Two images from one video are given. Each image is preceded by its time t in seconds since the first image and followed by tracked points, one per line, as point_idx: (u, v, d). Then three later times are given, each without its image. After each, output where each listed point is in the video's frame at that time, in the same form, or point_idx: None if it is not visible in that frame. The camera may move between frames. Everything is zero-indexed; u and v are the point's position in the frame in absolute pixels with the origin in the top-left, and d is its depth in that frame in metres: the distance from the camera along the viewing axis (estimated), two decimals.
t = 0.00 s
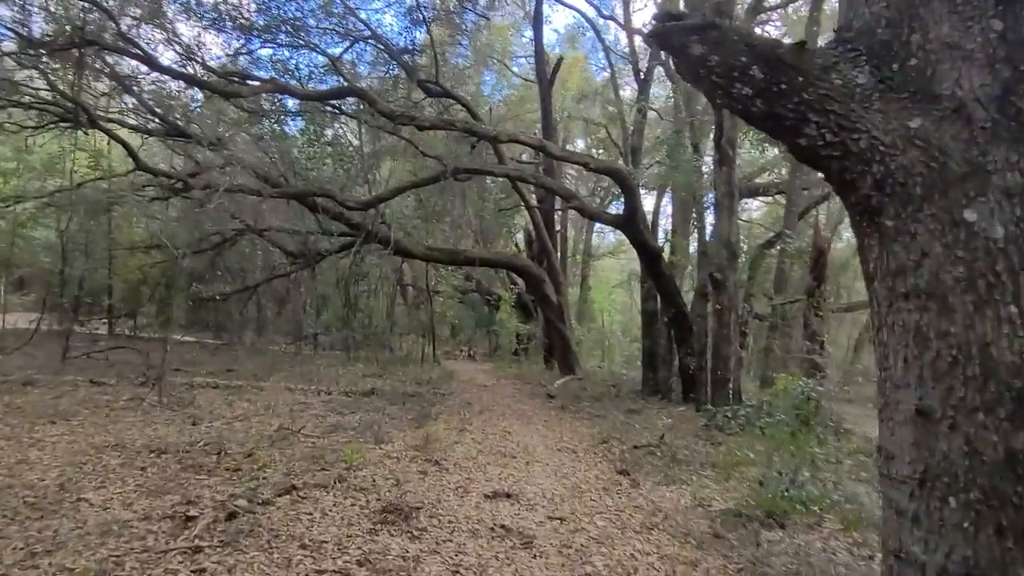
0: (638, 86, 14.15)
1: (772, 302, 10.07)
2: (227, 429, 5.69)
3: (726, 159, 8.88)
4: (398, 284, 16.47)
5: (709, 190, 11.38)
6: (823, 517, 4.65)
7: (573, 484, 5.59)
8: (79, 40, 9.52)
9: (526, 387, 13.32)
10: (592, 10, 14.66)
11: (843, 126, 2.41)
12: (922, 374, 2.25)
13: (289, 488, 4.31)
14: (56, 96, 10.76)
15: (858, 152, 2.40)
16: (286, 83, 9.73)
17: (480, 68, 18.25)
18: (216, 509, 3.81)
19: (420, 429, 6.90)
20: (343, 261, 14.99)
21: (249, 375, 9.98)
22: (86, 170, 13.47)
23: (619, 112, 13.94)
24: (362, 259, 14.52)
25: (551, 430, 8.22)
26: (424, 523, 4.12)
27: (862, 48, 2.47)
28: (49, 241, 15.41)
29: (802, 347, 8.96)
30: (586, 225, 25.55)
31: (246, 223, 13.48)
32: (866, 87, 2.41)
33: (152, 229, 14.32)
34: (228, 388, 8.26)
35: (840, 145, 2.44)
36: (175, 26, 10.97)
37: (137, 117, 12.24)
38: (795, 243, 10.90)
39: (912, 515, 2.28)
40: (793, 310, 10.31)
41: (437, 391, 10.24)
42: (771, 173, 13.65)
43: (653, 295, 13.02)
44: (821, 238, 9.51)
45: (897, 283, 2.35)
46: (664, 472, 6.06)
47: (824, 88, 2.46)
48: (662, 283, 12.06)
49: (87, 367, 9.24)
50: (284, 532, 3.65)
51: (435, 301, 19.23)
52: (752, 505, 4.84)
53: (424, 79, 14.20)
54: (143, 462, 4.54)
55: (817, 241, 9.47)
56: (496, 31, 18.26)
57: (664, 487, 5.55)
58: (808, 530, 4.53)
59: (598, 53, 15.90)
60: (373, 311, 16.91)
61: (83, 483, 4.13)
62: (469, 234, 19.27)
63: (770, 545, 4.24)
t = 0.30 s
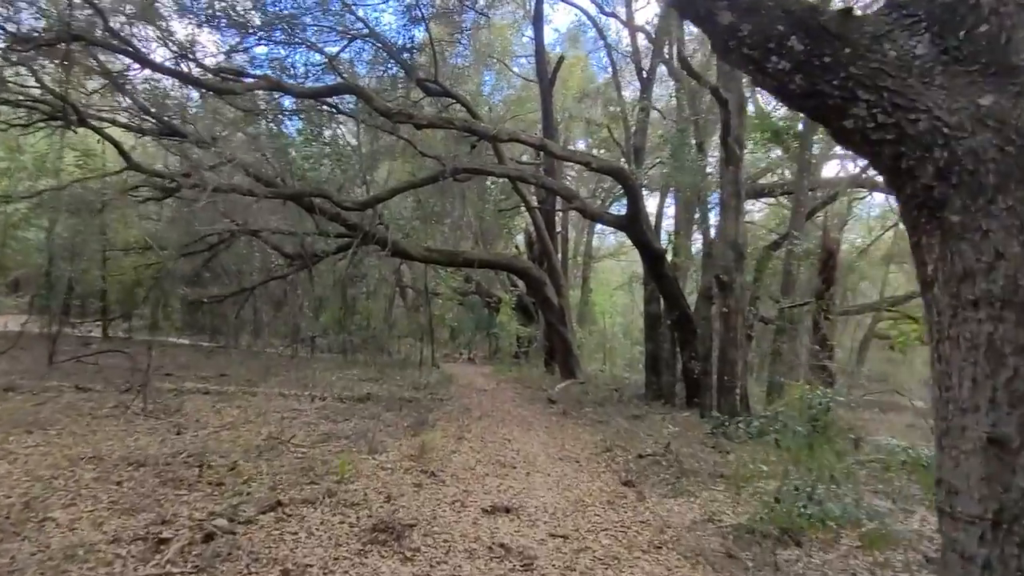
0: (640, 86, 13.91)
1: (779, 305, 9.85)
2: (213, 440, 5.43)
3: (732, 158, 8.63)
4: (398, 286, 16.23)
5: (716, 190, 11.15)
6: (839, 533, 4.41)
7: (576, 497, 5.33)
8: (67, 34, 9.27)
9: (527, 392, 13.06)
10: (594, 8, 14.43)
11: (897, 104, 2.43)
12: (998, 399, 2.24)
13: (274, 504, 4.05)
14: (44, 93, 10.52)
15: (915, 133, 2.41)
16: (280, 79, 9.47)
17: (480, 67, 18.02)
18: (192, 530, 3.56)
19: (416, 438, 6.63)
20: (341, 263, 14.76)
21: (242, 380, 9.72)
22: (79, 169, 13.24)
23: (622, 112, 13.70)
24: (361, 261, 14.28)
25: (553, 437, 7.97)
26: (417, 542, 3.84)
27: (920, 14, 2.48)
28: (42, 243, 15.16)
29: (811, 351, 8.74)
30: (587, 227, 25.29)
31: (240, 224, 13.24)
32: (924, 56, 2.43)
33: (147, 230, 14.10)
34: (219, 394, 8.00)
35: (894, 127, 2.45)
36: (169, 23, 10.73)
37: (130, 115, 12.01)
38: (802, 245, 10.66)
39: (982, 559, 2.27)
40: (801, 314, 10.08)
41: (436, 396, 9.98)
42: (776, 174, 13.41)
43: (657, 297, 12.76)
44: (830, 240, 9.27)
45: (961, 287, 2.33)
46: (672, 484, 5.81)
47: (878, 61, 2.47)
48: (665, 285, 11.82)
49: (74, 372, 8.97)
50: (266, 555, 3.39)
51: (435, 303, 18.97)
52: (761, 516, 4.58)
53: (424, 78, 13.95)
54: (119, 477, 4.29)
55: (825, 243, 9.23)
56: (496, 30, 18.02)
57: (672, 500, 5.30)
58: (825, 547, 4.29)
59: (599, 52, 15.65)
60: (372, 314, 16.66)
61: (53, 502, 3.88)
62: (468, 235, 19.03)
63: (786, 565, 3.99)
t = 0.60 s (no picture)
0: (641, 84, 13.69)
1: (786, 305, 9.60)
2: (200, 446, 5.18)
3: (738, 154, 8.38)
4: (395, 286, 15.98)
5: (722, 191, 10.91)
6: (860, 543, 4.18)
7: (581, 505, 5.09)
8: (53, 26, 9.04)
9: (527, 394, 12.83)
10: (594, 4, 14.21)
11: (981, 57, 2.06)
12: None
13: (261, 515, 3.81)
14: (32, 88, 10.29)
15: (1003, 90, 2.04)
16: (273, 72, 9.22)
17: (478, 65, 17.80)
18: (171, 545, 3.32)
19: (413, 443, 6.39)
20: (338, 262, 14.50)
21: (235, 382, 9.47)
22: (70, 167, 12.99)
23: (623, 109, 13.47)
24: (357, 261, 14.04)
25: (555, 441, 7.73)
26: (415, 556, 3.59)
27: None
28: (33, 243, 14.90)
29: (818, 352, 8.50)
30: (586, 228, 25.06)
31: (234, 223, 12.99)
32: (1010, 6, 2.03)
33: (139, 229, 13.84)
34: (210, 397, 7.76)
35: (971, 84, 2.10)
36: (161, 18, 10.49)
37: (121, 112, 11.78)
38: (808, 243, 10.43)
39: None
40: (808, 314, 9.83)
41: (434, 399, 9.74)
42: (779, 173, 13.19)
43: (659, 297, 12.53)
44: (838, 238, 9.02)
45: None
46: (680, 492, 5.58)
47: (957, 5, 2.08)
48: (667, 285, 11.58)
49: (61, 374, 8.73)
50: (250, 573, 3.16)
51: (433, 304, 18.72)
52: (774, 523, 4.36)
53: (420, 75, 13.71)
54: (98, 486, 4.05)
55: (832, 241, 8.99)
56: (494, 27, 17.80)
57: (682, 508, 5.06)
58: (845, 559, 4.06)
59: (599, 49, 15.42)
60: (369, 315, 16.41)
61: (24, 514, 3.64)
62: (467, 235, 18.79)
63: None
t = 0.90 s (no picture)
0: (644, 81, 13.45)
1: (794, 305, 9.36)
2: (185, 453, 4.95)
3: (745, 149, 8.13)
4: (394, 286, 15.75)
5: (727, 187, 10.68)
6: (881, 556, 3.97)
7: (586, 514, 4.85)
8: (41, 18, 8.81)
9: (529, 395, 12.60)
10: None
11: None
12: None
13: (245, 528, 3.58)
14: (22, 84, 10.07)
15: None
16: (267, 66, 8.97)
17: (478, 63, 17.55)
18: (144, 565, 3.11)
19: (410, 447, 6.16)
20: (336, 262, 14.27)
21: (229, 384, 9.23)
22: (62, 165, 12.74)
23: (625, 105, 13.23)
24: (356, 260, 13.81)
25: (557, 445, 7.49)
26: (410, 572, 3.35)
27: None
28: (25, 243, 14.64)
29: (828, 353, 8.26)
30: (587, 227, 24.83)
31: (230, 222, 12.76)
32: None
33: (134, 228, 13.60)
34: (201, 400, 7.52)
35: None
36: (156, 13, 10.25)
37: (114, 109, 11.54)
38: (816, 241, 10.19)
39: None
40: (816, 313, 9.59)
41: (434, 401, 9.50)
42: (784, 170, 12.95)
43: (662, 296, 12.29)
44: (848, 235, 8.78)
45: None
46: (688, 499, 5.34)
47: None
48: (672, 284, 11.35)
49: (50, 377, 8.48)
50: None
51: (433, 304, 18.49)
52: (791, 535, 4.12)
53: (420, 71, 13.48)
54: (73, 498, 3.84)
55: (841, 239, 8.75)
56: (494, 24, 17.55)
57: (692, 518, 4.82)
58: (867, 573, 3.83)
59: (601, 45, 15.16)
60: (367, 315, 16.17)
61: None
62: (467, 234, 18.55)
63: None
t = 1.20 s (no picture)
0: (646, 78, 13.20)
1: (801, 304, 9.10)
2: (167, 458, 4.73)
3: (751, 144, 7.89)
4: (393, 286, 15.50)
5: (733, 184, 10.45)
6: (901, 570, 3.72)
7: (587, 523, 4.61)
8: (27, 9, 8.58)
9: (529, 396, 12.34)
10: None
11: None
12: None
13: (220, 540, 3.40)
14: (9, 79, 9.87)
15: None
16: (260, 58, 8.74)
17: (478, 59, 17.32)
18: None
19: (404, 451, 5.93)
20: (333, 261, 14.04)
21: (221, 385, 9.00)
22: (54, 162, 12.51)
23: (627, 101, 12.97)
24: (353, 259, 13.58)
25: (558, 449, 7.25)
26: None
27: None
28: (18, 241, 14.40)
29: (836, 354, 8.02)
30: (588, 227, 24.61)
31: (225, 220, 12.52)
32: None
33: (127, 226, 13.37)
34: (190, 402, 7.28)
35: None
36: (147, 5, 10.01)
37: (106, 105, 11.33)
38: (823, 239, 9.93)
39: None
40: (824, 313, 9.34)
41: (431, 403, 9.26)
42: (789, 167, 12.70)
43: (665, 296, 12.04)
44: (857, 233, 8.52)
45: None
46: (695, 506, 5.09)
47: None
48: (675, 283, 11.11)
49: (36, 378, 8.25)
50: None
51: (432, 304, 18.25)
52: (805, 547, 3.88)
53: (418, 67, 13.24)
54: (38, 509, 3.67)
55: (850, 236, 8.50)
56: (494, 20, 17.34)
57: (697, 527, 4.59)
58: None
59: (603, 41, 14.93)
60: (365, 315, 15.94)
61: None
62: (466, 233, 18.32)
63: None
